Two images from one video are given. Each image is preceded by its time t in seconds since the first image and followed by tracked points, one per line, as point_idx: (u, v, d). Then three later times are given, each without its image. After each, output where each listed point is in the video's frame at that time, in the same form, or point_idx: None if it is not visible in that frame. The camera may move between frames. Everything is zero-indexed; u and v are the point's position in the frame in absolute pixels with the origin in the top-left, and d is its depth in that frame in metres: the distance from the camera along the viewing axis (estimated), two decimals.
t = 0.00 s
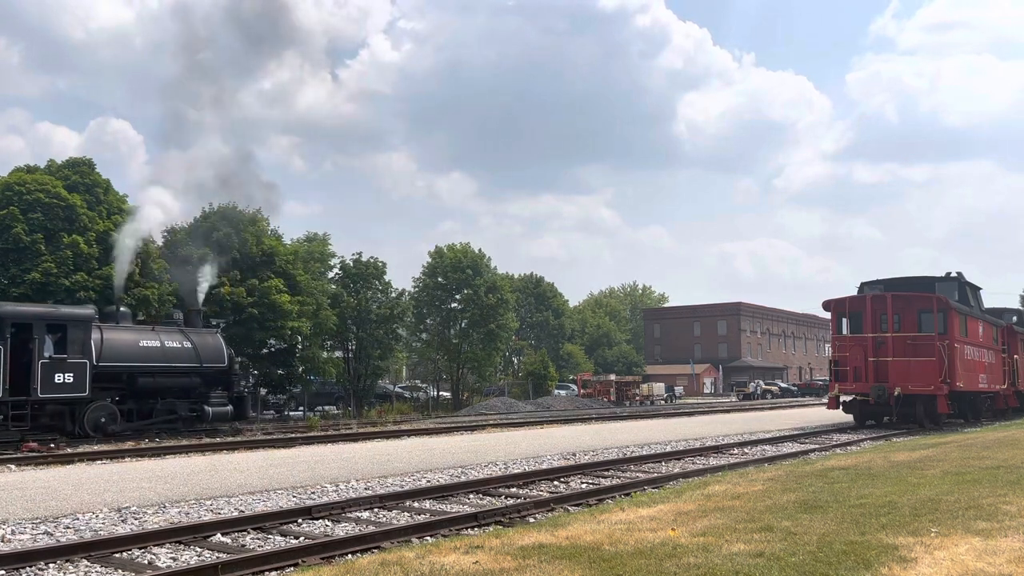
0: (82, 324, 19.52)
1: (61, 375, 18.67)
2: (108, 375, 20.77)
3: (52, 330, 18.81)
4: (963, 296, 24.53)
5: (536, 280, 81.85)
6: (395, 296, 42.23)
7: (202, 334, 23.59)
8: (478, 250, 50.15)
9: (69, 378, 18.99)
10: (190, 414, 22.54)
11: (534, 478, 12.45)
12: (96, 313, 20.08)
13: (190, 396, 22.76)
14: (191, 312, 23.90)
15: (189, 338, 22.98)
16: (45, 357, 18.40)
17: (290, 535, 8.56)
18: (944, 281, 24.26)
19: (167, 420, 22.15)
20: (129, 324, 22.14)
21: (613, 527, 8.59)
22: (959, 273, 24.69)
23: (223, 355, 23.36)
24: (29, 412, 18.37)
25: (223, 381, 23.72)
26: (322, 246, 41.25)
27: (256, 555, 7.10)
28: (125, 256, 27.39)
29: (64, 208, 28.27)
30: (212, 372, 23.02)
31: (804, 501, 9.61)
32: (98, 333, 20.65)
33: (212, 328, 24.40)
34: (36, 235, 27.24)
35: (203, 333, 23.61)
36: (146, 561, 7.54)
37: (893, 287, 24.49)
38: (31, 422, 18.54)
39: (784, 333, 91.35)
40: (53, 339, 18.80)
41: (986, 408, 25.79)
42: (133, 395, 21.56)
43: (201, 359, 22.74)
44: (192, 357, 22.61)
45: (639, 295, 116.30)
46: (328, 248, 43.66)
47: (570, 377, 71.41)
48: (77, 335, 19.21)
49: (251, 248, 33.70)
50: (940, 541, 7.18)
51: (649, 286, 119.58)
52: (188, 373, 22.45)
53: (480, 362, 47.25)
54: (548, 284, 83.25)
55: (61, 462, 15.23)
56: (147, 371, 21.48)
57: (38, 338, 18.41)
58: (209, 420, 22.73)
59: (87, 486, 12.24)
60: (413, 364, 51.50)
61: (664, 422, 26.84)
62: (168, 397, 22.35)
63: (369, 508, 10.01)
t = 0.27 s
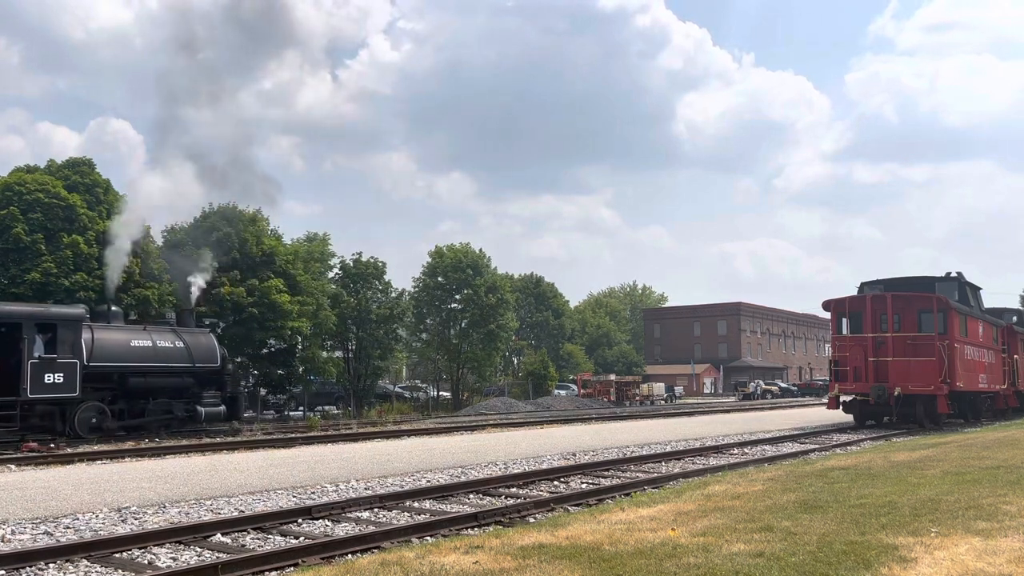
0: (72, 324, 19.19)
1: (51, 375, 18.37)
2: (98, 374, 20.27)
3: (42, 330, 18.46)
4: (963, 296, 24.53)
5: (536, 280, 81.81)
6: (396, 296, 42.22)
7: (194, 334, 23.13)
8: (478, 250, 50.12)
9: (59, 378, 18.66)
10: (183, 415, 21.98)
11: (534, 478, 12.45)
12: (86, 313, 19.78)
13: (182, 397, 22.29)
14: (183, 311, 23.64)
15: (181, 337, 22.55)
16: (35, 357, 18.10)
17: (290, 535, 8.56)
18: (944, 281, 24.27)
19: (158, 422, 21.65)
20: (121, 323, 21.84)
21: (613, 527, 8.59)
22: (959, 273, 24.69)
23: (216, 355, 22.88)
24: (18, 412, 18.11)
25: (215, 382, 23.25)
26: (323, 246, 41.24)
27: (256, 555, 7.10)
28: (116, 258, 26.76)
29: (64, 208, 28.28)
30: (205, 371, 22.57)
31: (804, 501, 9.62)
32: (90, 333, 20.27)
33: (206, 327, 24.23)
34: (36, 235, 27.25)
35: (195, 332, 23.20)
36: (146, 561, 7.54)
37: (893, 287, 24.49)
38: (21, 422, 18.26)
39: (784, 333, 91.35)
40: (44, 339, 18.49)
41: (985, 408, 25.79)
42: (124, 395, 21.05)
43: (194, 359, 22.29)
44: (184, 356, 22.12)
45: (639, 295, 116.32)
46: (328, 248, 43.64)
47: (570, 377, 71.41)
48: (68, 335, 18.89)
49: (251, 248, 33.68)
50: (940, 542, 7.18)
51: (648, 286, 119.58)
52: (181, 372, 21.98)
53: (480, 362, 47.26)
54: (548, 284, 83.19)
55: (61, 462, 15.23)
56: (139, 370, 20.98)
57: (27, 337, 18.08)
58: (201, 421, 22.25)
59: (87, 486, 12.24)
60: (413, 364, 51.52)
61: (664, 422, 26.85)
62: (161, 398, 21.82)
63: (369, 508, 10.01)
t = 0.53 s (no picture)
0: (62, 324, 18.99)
1: (40, 375, 18.14)
2: (89, 374, 20.23)
3: (31, 330, 18.25)
4: (963, 296, 24.53)
5: (536, 280, 81.77)
6: (395, 296, 42.23)
7: (188, 334, 23.09)
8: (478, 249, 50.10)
9: (49, 379, 18.43)
10: (175, 415, 21.95)
11: (534, 477, 12.45)
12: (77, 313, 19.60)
13: (175, 396, 22.24)
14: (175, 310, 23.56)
15: (173, 337, 22.46)
16: (24, 357, 17.88)
17: (289, 535, 8.56)
18: (944, 281, 24.26)
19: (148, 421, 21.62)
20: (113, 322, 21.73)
21: (613, 527, 8.58)
22: (959, 273, 24.70)
23: (208, 355, 22.77)
24: (7, 412, 17.89)
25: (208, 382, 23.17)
26: (322, 246, 41.26)
27: (256, 555, 7.10)
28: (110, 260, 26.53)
29: (64, 208, 28.28)
30: (197, 372, 22.50)
31: (804, 501, 9.61)
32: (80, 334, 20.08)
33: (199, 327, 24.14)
34: (36, 235, 27.25)
35: (189, 332, 23.13)
36: (146, 561, 7.54)
37: (893, 287, 24.49)
38: (10, 422, 18.11)
39: (784, 333, 91.35)
40: (33, 339, 18.28)
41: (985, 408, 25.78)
42: (115, 395, 21.02)
43: (186, 359, 22.19)
44: (177, 356, 22.04)
45: (639, 295, 116.32)
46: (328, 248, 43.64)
47: (570, 377, 71.42)
48: (58, 335, 18.67)
49: (251, 248, 33.67)
50: (940, 541, 7.18)
51: (648, 286, 119.58)
52: (173, 373, 21.91)
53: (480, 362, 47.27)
54: (548, 283, 83.16)
55: (61, 462, 15.22)
56: (130, 371, 20.89)
57: (17, 337, 17.88)
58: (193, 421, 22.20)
59: (88, 486, 12.24)
60: (413, 364, 51.57)
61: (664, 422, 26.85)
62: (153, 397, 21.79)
63: (369, 508, 10.01)
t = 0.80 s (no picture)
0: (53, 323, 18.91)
1: (30, 375, 18.08)
2: (80, 374, 20.19)
3: (21, 329, 18.16)
4: (963, 296, 24.53)
5: (536, 280, 81.75)
6: (395, 296, 42.25)
7: (179, 334, 23.09)
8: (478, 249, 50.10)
9: (39, 379, 18.37)
10: (167, 415, 21.93)
11: (534, 478, 12.45)
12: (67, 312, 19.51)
13: (166, 397, 22.24)
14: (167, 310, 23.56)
15: (165, 336, 22.47)
16: (14, 357, 17.82)
17: (289, 535, 8.57)
18: (944, 281, 24.26)
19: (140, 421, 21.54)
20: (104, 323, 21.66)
21: (613, 527, 8.58)
22: (959, 273, 24.69)
23: (201, 355, 22.81)
24: None
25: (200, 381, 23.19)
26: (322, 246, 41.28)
27: (256, 555, 7.10)
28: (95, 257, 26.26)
29: (64, 209, 28.28)
30: (189, 372, 22.53)
31: (804, 501, 9.62)
32: (70, 334, 20.01)
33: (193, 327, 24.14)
34: (35, 235, 27.24)
35: (181, 331, 23.17)
36: (146, 561, 7.54)
37: (893, 287, 24.49)
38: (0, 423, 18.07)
39: (784, 333, 91.35)
40: (23, 338, 18.19)
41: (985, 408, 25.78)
42: (107, 395, 20.98)
43: (178, 359, 22.21)
44: (169, 356, 22.05)
45: (639, 295, 116.33)
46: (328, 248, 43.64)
47: (570, 377, 71.44)
48: (49, 334, 18.59)
49: (251, 248, 33.65)
50: (940, 541, 7.18)
51: (649, 286, 119.58)
52: (165, 372, 21.92)
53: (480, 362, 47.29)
54: (548, 283, 83.15)
55: (61, 462, 15.22)
56: (121, 371, 20.86)
57: (6, 337, 17.78)
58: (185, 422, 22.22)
59: (88, 486, 12.24)
60: (413, 364, 51.60)
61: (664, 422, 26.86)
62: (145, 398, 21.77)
63: (369, 508, 10.01)
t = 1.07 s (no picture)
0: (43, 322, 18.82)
1: (19, 375, 18.02)
2: (71, 374, 20.16)
3: (11, 329, 18.07)
4: (963, 296, 24.53)
5: (536, 280, 81.72)
6: (395, 296, 42.25)
7: (171, 333, 23.08)
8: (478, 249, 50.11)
9: (29, 379, 18.31)
10: (158, 415, 21.91)
11: (534, 477, 12.45)
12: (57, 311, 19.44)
13: (157, 397, 22.18)
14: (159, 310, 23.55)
15: (157, 336, 22.47)
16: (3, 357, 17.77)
17: (289, 535, 8.56)
18: (944, 281, 24.27)
19: (129, 420, 21.56)
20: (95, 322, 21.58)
21: (613, 527, 8.58)
22: (959, 273, 24.69)
23: (194, 356, 22.81)
24: None
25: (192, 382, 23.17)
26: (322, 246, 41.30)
27: (256, 555, 7.10)
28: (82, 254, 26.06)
29: (64, 209, 28.30)
30: (181, 372, 22.52)
31: (804, 501, 9.61)
32: (61, 333, 19.90)
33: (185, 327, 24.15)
34: (35, 235, 27.24)
35: (174, 331, 23.17)
36: (146, 561, 7.54)
37: (893, 287, 24.49)
38: None
39: (784, 333, 91.35)
40: (13, 338, 18.09)
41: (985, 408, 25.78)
42: (97, 395, 20.92)
43: (170, 359, 22.19)
44: (161, 356, 22.03)
45: (639, 295, 116.35)
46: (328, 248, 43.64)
47: (569, 377, 71.45)
48: (39, 334, 18.51)
49: (251, 248, 33.64)
50: (940, 541, 7.18)
51: (649, 286, 119.59)
52: (157, 373, 21.91)
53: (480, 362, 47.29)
54: (548, 283, 83.13)
55: (61, 462, 15.22)
56: (111, 371, 20.84)
57: None
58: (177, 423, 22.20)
59: (88, 486, 12.24)
60: (413, 364, 51.62)
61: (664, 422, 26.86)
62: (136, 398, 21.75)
63: (369, 508, 10.01)
